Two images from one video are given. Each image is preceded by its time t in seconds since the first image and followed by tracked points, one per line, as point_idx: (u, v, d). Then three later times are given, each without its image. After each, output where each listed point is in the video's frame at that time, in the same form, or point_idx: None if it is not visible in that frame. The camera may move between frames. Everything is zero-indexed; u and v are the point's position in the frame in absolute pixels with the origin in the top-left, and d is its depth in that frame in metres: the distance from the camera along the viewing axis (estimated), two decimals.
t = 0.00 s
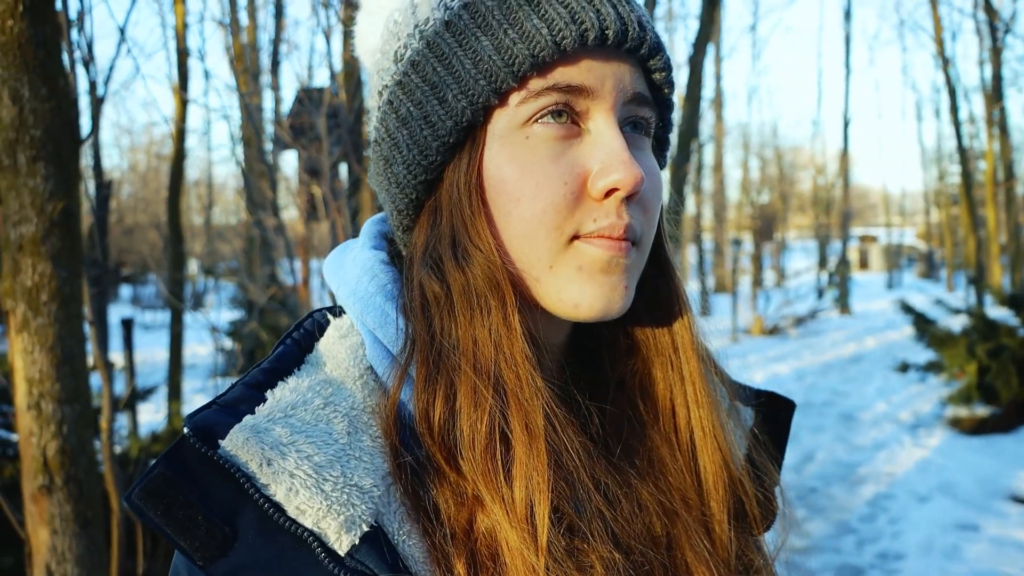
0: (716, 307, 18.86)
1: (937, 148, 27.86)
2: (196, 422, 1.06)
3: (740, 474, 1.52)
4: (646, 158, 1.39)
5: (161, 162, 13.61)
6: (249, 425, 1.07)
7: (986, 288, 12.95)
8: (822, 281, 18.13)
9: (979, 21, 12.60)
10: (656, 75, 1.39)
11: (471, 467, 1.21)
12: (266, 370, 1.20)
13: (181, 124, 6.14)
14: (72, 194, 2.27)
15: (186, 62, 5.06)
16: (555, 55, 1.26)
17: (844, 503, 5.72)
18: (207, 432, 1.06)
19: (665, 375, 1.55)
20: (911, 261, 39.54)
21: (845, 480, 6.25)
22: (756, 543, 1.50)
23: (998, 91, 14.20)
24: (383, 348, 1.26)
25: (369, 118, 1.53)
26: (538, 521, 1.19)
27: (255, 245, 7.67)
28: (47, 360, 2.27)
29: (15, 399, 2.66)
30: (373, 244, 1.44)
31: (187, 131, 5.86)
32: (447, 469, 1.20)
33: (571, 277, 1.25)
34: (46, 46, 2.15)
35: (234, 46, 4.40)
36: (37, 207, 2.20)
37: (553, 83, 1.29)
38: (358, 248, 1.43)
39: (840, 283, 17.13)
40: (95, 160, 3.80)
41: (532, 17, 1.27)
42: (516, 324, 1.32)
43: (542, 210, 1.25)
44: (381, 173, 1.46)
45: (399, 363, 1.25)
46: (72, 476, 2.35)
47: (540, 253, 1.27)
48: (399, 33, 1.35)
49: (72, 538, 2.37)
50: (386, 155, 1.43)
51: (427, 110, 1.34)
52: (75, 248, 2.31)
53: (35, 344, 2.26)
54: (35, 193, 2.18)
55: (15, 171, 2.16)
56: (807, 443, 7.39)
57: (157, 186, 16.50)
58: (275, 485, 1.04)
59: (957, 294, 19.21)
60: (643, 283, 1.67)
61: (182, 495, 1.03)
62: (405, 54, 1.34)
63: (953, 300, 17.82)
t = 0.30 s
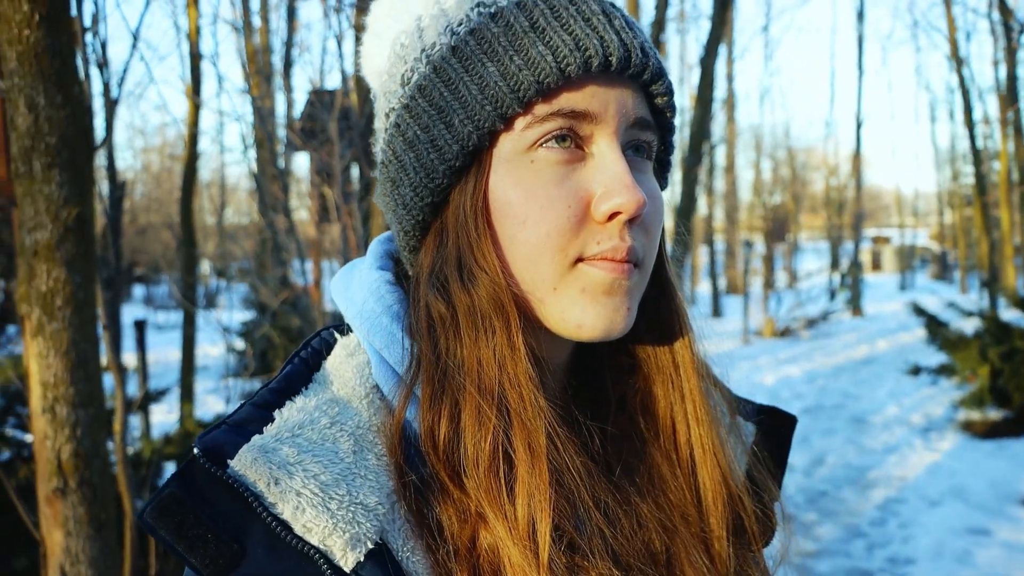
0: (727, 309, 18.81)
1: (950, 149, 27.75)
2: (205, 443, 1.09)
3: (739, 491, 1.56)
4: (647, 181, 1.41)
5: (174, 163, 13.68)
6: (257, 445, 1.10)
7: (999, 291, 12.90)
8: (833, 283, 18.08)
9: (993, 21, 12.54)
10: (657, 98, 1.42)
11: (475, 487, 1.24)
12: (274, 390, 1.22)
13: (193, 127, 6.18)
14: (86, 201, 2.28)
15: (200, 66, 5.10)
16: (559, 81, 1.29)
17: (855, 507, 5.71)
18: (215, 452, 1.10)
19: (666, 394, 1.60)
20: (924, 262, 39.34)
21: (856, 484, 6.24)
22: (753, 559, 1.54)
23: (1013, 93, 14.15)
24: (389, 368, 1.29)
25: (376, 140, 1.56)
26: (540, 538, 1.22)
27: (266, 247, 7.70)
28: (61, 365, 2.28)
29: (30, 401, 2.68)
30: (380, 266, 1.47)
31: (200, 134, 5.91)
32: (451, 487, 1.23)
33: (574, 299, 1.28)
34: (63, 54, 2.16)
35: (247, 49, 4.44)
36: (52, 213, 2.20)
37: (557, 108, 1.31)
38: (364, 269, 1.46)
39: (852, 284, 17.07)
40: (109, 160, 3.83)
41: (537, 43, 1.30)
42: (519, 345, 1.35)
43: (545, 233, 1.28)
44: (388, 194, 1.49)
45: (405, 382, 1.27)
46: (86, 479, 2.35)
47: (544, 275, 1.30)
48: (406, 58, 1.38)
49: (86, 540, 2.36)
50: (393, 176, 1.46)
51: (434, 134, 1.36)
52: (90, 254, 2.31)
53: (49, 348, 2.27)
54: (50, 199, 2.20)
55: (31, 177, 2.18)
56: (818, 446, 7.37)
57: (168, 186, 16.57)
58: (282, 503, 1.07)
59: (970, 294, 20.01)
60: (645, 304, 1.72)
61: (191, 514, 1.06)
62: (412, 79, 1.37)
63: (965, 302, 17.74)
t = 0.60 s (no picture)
0: (737, 309, 18.78)
1: (961, 149, 27.62)
2: (217, 460, 1.13)
3: (741, 505, 1.60)
4: (650, 202, 1.44)
5: (185, 163, 13.74)
6: (267, 462, 1.13)
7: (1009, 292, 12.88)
8: (844, 283, 18.04)
9: (1006, 21, 12.49)
10: (660, 120, 1.45)
11: (480, 502, 1.27)
12: (285, 407, 1.26)
13: (204, 129, 6.23)
14: (98, 206, 2.31)
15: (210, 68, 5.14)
16: (563, 104, 1.32)
17: (863, 509, 5.72)
18: (227, 469, 1.13)
19: (668, 410, 1.64)
20: (935, 262, 39.18)
21: (865, 486, 6.24)
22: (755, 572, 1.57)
23: None
24: (397, 385, 1.32)
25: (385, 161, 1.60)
26: (543, 549, 1.25)
27: (276, 247, 7.75)
28: (74, 369, 2.31)
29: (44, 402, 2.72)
30: (388, 284, 1.50)
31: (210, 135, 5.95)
32: (457, 503, 1.26)
33: (577, 317, 1.31)
34: (76, 62, 2.19)
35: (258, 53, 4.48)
36: (65, 219, 2.23)
37: (561, 131, 1.34)
38: (373, 288, 1.49)
39: (862, 285, 17.02)
40: (121, 162, 3.86)
41: (541, 68, 1.33)
42: (523, 363, 1.38)
43: (549, 251, 1.31)
44: (397, 214, 1.52)
45: (413, 399, 1.31)
46: (98, 482, 2.38)
47: (548, 294, 1.33)
48: (413, 81, 1.41)
49: (98, 542, 2.40)
50: (401, 196, 1.49)
51: (440, 156, 1.39)
52: (102, 259, 2.34)
53: (62, 353, 2.29)
54: (64, 205, 2.23)
55: (44, 183, 2.21)
56: (827, 448, 7.38)
57: (179, 187, 16.65)
58: (292, 519, 1.09)
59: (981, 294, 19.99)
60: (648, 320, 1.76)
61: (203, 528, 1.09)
62: (420, 102, 1.40)
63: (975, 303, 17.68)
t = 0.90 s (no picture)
0: (747, 309, 18.75)
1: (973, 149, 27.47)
2: (226, 463, 1.16)
3: (741, 508, 1.62)
4: (652, 210, 1.47)
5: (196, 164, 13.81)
6: (275, 465, 1.16)
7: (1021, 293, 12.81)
8: (855, 284, 18.00)
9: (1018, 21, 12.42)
10: (662, 131, 1.47)
11: (483, 504, 1.30)
12: (293, 411, 1.28)
13: (215, 130, 6.27)
14: (110, 208, 2.34)
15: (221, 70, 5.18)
16: (566, 115, 1.35)
17: (872, 510, 5.72)
18: (236, 471, 1.16)
19: (670, 415, 1.66)
20: (947, 263, 38.99)
21: (874, 487, 6.24)
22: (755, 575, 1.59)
23: None
24: (403, 390, 1.35)
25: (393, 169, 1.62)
26: (545, 550, 1.27)
27: (287, 247, 7.79)
28: (86, 369, 2.34)
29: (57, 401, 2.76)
30: (395, 290, 1.53)
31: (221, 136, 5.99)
32: (461, 504, 1.28)
33: (579, 323, 1.33)
34: (89, 66, 2.22)
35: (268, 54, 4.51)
36: (77, 221, 2.27)
37: (565, 140, 1.37)
38: (380, 295, 1.52)
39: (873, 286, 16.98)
40: (132, 163, 3.90)
41: (546, 78, 1.36)
42: (527, 368, 1.40)
43: (552, 258, 1.33)
44: (404, 221, 1.55)
45: (419, 402, 1.33)
46: (110, 481, 2.41)
47: (551, 300, 1.35)
48: (421, 90, 1.44)
49: (111, 540, 2.43)
50: (408, 203, 1.52)
51: (447, 164, 1.42)
52: (114, 261, 2.38)
53: (75, 353, 2.33)
54: (76, 207, 2.26)
55: (58, 185, 2.24)
56: (836, 449, 7.38)
57: (191, 187, 16.75)
58: (300, 521, 1.12)
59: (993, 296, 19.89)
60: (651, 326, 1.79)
61: (213, 530, 1.12)
62: (427, 111, 1.43)
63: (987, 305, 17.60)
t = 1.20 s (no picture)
0: (755, 309, 18.72)
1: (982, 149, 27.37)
2: (236, 456, 1.18)
3: (742, 501, 1.65)
4: (656, 208, 1.49)
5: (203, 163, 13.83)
6: (284, 457, 1.19)
7: None
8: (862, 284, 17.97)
9: None
10: (666, 130, 1.50)
11: (488, 495, 1.32)
12: (302, 404, 1.31)
13: (222, 128, 6.30)
14: (120, 207, 2.37)
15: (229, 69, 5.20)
16: (572, 114, 1.37)
17: (879, 510, 5.73)
18: (246, 463, 1.18)
19: (672, 410, 1.69)
20: (955, 264, 38.91)
21: (880, 488, 6.24)
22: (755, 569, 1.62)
23: None
24: (409, 384, 1.37)
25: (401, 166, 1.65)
26: (548, 540, 1.30)
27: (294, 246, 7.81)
28: (96, 366, 2.37)
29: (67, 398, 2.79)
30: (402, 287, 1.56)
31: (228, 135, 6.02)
32: (466, 495, 1.31)
33: (583, 319, 1.36)
34: (99, 66, 2.25)
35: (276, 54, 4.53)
36: (87, 219, 2.30)
37: (570, 139, 1.39)
38: (388, 291, 1.54)
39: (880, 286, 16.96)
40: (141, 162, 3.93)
41: (552, 78, 1.38)
42: (531, 362, 1.43)
43: (557, 254, 1.36)
44: (411, 218, 1.57)
45: (425, 395, 1.36)
46: (119, 477, 2.44)
47: (556, 295, 1.38)
48: (430, 89, 1.47)
49: (119, 536, 2.47)
50: (416, 201, 1.54)
51: (454, 162, 1.44)
52: (123, 259, 2.40)
53: (85, 350, 2.36)
54: (87, 206, 2.29)
55: (68, 184, 2.27)
56: (842, 449, 7.38)
57: (198, 185, 16.79)
58: (308, 511, 1.15)
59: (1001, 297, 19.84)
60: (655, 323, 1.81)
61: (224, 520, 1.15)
62: (435, 110, 1.45)
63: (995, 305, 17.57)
